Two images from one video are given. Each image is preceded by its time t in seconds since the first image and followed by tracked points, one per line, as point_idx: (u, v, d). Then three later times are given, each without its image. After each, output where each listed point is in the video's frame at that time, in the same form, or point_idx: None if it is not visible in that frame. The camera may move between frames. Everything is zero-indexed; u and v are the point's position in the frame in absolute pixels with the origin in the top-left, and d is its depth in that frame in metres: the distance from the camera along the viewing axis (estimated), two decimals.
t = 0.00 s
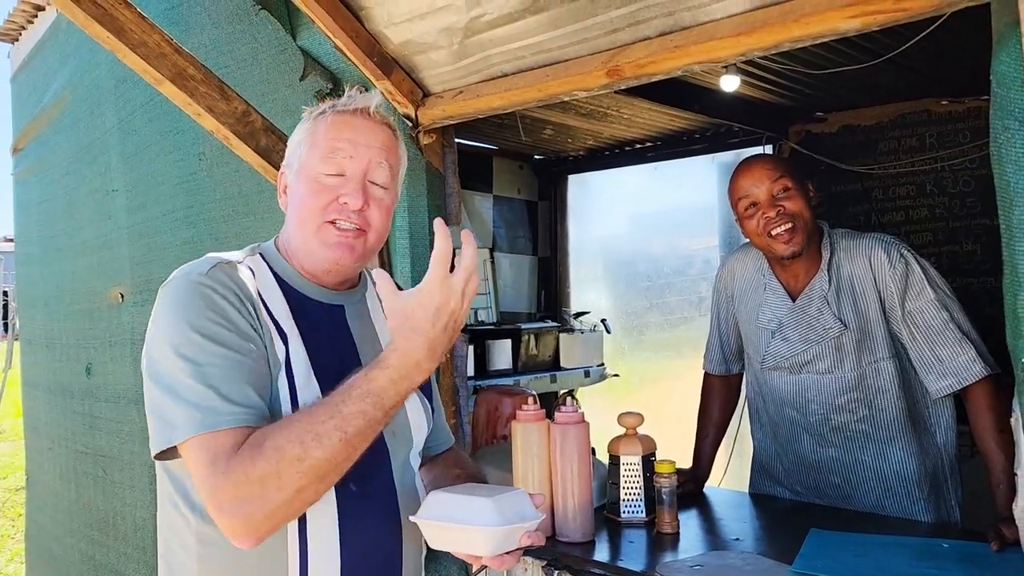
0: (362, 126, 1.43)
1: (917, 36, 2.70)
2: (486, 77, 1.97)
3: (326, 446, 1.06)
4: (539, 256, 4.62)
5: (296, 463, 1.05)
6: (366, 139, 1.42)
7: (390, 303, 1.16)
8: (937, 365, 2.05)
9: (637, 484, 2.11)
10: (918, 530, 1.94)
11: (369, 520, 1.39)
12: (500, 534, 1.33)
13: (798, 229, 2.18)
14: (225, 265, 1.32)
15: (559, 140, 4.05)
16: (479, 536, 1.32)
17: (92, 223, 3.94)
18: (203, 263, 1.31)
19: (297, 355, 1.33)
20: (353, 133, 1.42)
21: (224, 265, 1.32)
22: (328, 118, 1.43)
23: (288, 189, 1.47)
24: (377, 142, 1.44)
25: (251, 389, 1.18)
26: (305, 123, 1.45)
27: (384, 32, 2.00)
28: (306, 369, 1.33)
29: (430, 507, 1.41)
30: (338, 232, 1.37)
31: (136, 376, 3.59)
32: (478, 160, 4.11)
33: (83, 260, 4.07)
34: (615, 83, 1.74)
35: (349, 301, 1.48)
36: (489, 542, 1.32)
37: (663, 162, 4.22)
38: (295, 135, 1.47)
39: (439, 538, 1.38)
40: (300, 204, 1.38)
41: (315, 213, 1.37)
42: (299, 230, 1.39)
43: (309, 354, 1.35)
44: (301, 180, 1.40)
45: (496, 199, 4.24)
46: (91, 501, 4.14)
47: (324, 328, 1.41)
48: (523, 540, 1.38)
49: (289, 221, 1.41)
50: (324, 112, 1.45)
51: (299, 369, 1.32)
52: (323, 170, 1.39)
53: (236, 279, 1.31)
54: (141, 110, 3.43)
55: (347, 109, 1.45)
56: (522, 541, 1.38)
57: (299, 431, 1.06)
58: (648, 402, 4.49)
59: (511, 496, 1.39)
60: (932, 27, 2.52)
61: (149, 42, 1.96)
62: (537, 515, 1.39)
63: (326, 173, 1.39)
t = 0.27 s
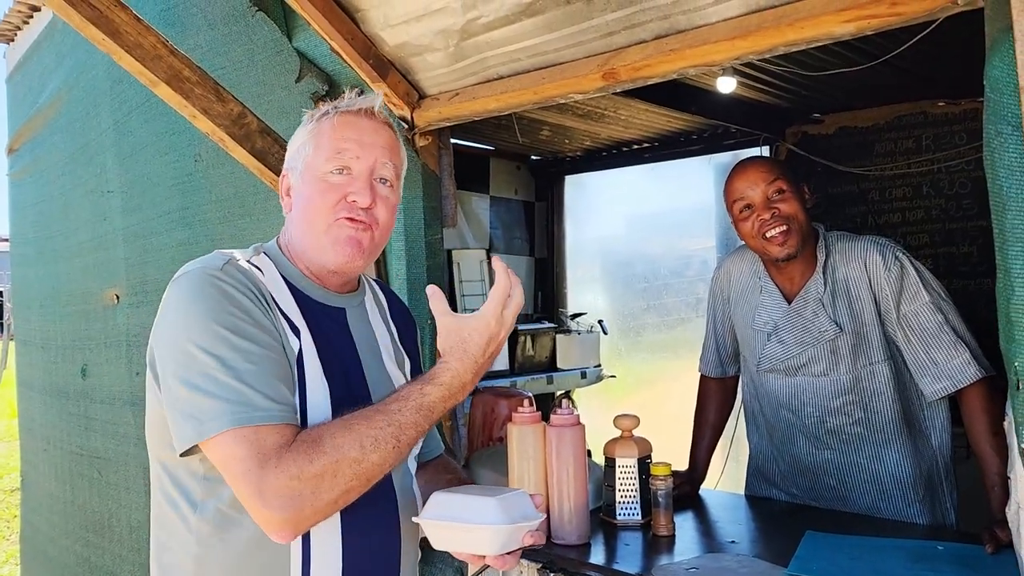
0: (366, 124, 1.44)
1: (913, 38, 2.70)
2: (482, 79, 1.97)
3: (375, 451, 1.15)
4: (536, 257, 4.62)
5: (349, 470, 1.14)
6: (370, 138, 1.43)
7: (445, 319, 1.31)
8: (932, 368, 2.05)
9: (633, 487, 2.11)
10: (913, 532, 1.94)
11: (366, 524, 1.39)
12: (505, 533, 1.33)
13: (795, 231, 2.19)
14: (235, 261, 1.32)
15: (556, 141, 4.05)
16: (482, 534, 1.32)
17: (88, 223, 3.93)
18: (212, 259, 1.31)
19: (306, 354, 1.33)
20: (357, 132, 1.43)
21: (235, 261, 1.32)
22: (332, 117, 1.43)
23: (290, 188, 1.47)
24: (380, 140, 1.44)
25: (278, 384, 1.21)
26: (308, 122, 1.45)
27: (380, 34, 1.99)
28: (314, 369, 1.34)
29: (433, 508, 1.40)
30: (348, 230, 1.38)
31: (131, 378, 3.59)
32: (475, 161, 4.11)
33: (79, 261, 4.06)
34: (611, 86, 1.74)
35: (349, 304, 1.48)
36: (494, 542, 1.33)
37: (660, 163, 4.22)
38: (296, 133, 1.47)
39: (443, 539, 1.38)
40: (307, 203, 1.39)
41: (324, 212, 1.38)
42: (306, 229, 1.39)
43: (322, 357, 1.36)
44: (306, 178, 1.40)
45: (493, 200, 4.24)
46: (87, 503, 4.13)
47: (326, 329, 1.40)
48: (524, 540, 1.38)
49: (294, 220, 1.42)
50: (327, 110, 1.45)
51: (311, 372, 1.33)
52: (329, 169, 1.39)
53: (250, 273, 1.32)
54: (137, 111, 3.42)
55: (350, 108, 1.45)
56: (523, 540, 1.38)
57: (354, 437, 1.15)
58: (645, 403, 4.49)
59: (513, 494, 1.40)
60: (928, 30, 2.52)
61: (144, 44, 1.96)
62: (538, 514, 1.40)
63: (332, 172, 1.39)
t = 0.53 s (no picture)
0: (399, 143, 1.41)
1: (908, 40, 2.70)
2: (478, 80, 1.97)
3: (325, 491, 1.09)
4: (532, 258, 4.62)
5: (296, 510, 1.08)
6: (403, 157, 1.41)
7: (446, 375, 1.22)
8: (926, 370, 2.05)
9: (630, 488, 2.11)
10: (909, 534, 1.94)
11: (364, 526, 1.39)
12: (512, 535, 1.34)
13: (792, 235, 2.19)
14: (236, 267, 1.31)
15: (553, 141, 4.05)
16: (491, 539, 1.32)
17: (82, 224, 3.92)
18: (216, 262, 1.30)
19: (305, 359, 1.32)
20: (392, 151, 1.39)
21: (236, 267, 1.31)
22: (368, 131, 1.38)
23: (306, 190, 1.41)
24: (410, 159, 1.42)
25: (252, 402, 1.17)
26: (339, 129, 1.38)
27: (375, 35, 1.99)
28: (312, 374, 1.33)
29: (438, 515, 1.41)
30: (373, 250, 1.38)
31: (126, 379, 3.58)
32: (471, 162, 4.11)
33: (74, 261, 4.05)
34: (607, 87, 1.74)
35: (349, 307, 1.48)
36: (501, 545, 1.33)
37: (657, 164, 4.22)
38: (321, 133, 1.40)
39: (451, 546, 1.38)
40: (338, 219, 1.36)
41: (355, 232, 1.36)
42: (334, 245, 1.37)
43: (321, 362, 1.35)
44: (337, 191, 1.36)
45: (489, 201, 4.23)
46: (82, 504, 4.12)
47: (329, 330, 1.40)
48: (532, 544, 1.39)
49: (315, 230, 1.38)
50: (362, 123, 1.39)
51: (308, 375, 1.32)
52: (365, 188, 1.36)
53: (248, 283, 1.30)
54: (131, 111, 3.41)
55: (384, 122, 1.40)
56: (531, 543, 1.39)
57: (304, 469, 1.09)
58: (642, 404, 4.49)
59: (520, 500, 1.41)
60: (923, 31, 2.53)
61: (139, 44, 1.95)
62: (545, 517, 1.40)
63: (368, 192, 1.36)
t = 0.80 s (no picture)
0: (429, 170, 1.41)
1: (904, 41, 2.70)
2: (475, 80, 1.97)
3: (236, 417, 1.00)
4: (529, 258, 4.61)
5: (210, 425, 0.99)
6: (431, 185, 1.41)
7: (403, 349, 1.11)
8: (923, 371, 2.05)
9: (626, 489, 2.11)
10: (905, 534, 1.94)
11: (361, 525, 1.39)
12: (530, 511, 1.33)
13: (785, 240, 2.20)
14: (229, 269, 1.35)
15: (549, 142, 4.05)
16: (508, 515, 1.32)
17: (78, 224, 3.92)
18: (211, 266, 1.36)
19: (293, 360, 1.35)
20: (422, 178, 1.39)
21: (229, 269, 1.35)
22: (401, 155, 1.38)
23: (326, 203, 1.39)
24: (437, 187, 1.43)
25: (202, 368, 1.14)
26: (373, 150, 1.37)
27: (373, 35, 1.99)
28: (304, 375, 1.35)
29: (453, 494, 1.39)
30: (392, 273, 1.39)
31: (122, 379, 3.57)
32: (468, 162, 4.11)
33: (69, 261, 4.05)
34: (604, 88, 1.74)
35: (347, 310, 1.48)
36: (519, 522, 1.32)
37: (654, 165, 4.22)
38: (352, 149, 1.38)
39: (467, 524, 1.37)
40: (361, 239, 1.35)
41: (376, 254, 1.36)
42: (354, 264, 1.37)
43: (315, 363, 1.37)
44: (363, 212, 1.35)
45: (486, 201, 4.23)
46: (77, 505, 4.11)
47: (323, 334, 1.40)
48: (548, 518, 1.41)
49: (335, 246, 1.38)
50: (397, 148, 1.38)
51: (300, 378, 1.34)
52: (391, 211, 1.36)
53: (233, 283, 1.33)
54: (128, 110, 3.41)
55: (416, 147, 1.41)
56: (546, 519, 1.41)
57: (221, 392, 1.02)
58: (638, 405, 4.49)
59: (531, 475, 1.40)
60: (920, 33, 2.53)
61: (136, 44, 1.95)
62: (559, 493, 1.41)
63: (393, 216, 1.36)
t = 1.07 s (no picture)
0: (405, 154, 1.44)
1: (902, 43, 2.70)
2: (473, 81, 1.98)
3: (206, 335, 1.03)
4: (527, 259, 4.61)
5: (180, 322, 1.03)
6: (407, 168, 1.43)
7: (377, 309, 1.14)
8: (918, 371, 2.06)
9: (623, 488, 2.11)
10: (902, 534, 1.94)
11: (355, 525, 1.39)
12: (510, 492, 1.33)
13: (781, 238, 2.21)
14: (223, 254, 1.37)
15: (547, 143, 4.05)
16: (486, 498, 1.31)
17: (76, 224, 3.91)
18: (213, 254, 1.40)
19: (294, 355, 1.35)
20: (395, 160, 1.42)
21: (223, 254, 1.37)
22: (374, 138, 1.43)
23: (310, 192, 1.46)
24: (414, 172, 1.45)
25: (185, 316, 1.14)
26: (348, 136, 1.44)
27: (370, 35, 1.99)
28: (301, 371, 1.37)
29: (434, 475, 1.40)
30: (361, 250, 1.39)
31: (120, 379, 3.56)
32: (466, 163, 4.11)
33: (67, 262, 4.04)
34: (602, 88, 1.74)
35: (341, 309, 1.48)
36: (498, 504, 1.32)
37: (652, 165, 4.22)
38: (331, 140, 1.46)
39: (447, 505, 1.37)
40: (330, 215, 1.38)
41: (343, 229, 1.38)
42: (324, 240, 1.39)
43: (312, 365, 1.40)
44: (333, 190, 1.40)
45: (484, 201, 4.23)
46: (75, 506, 4.10)
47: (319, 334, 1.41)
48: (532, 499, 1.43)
49: (310, 225, 1.41)
50: (371, 132, 1.44)
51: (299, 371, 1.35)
52: (359, 188, 1.39)
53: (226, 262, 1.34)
54: (125, 110, 3.40)
55: (391, 132, 1.45)
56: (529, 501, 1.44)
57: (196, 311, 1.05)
58: (636, 406, 4.50)
59: (516, 459, 1.39)
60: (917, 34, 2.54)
61: (133, 44, 1.94)
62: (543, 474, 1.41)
63: (362, 193, 1.39)
